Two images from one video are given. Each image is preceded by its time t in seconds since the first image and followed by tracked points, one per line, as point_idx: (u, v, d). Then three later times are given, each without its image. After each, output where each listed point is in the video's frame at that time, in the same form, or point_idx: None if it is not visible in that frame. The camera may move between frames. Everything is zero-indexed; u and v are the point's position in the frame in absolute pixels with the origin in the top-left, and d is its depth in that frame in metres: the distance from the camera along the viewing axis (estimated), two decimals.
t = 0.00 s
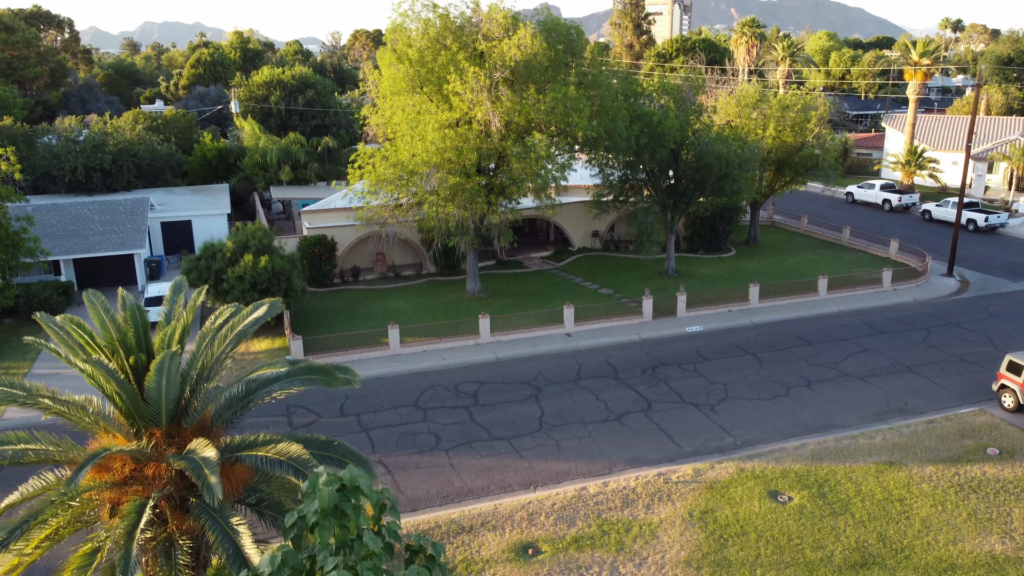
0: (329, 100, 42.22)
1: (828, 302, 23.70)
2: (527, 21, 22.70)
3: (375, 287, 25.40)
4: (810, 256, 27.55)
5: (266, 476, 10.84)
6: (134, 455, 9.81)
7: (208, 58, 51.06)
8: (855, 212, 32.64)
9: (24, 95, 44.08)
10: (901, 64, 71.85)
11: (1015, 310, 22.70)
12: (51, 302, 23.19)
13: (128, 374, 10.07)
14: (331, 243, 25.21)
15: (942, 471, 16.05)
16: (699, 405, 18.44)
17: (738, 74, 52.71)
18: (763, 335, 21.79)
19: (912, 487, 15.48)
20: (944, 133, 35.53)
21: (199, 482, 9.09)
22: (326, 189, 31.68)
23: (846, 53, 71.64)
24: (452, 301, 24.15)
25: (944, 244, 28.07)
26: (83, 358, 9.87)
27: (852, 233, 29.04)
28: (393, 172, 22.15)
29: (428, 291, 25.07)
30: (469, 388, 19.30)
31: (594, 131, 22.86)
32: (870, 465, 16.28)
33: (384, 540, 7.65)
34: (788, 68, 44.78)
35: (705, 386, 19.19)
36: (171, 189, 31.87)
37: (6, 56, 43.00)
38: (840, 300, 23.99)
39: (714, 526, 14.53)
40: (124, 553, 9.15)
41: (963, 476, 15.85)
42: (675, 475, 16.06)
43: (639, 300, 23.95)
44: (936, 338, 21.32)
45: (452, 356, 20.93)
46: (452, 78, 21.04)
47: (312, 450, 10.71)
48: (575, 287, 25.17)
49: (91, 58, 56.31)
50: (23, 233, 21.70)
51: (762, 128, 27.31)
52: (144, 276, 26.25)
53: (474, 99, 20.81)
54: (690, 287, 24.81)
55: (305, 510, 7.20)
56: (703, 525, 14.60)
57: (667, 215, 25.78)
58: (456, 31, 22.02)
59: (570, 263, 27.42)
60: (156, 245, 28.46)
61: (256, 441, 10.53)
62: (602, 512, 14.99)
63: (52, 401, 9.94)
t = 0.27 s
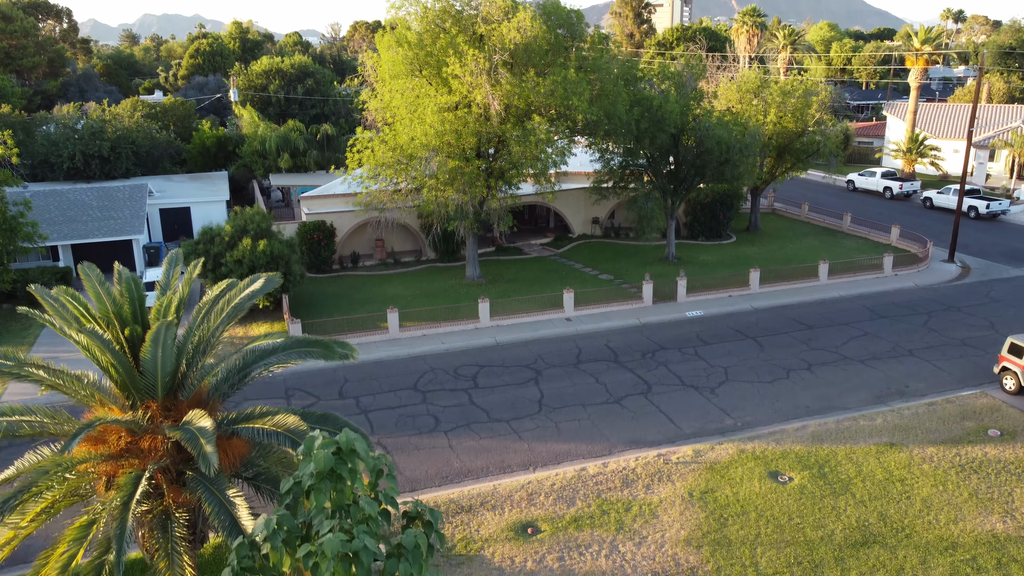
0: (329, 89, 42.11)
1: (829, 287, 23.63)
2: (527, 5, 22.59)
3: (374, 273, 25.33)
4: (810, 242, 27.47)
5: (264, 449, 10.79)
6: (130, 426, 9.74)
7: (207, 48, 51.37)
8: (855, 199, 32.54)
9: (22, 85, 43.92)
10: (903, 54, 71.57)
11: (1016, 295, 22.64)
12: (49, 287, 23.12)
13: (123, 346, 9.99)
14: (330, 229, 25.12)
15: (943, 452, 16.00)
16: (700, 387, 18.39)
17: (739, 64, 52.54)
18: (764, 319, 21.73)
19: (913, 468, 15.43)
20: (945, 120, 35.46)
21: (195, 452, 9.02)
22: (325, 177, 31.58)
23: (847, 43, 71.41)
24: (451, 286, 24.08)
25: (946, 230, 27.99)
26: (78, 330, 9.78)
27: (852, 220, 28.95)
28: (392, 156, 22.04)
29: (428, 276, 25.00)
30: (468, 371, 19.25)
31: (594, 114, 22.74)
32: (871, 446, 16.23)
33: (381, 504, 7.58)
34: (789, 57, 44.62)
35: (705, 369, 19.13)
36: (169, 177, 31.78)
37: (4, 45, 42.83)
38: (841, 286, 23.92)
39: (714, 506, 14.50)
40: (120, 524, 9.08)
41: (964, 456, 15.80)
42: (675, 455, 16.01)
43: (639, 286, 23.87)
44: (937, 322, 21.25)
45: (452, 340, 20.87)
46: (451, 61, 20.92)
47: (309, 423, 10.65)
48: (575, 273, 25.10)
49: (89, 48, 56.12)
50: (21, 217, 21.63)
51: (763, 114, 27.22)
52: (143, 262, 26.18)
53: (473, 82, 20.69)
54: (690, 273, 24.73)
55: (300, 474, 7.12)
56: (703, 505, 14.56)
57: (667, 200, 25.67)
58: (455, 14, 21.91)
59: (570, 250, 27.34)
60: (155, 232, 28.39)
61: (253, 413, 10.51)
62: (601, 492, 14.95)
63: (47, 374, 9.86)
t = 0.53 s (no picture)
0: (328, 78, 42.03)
1: (829, 273, 23.56)
2: None
3: (373, 259, 25.26)
4: (811, 229, 27.39)
5: (260, 422, 10.75)
6: (124, 397, 9.68)
7: (206, 38, 51.41)
8: (856, 187, 32.44)
9: (21, 75, 43.78)
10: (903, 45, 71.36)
11: (1017, 280, 22.56)
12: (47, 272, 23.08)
13: (118, 317, 9.93)
14: (329, 215, 25.03)
15: (944, 433, 15.95)
16: (700, 370, 18.35)
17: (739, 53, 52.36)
18: (764, 304, 21.66)
19: (914, 448, 15.40)
20: (946, 108, 35.37)
21: (190, 421, 8.97)
22: (324, 164, 31.49)
23: (848, 34, 71.16)
24: (451, 271, 24.01)
25: (946, 217, 27.90)
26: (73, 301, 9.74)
27: (853, 206, 28.85)
28: (391, 140, 21.90)
29: (428, 262, 24.96)
30: (468, 354, 19.20)
31: (594, 98, 22.66)
32: (872, 427, 16.18)
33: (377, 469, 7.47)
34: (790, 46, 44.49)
35: (705, 352, 19.08)
36: (168, 164, 31.69)
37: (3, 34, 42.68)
38: (842, 271, 23.84)
39: (714, 485, 14.45)
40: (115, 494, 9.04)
41: (965, 437, 15.75)
42: (676, 436, 15.96)
43: (639, 271, 23.79)
44: (938, 307, 21.19)
45: (451, 323, 20.82)
46: (450, 44, 20.83)
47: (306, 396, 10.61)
48: (575, 259, 25.04)
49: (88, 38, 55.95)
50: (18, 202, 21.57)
51: (764, 100, 27.16)
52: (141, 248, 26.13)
53: (472, 64, 20.60)
54: (690, 258, 24.64)
55: (295, 438, 6.97)
56: (703, 484, 14.52)
57: (668, 185, 25.56)
58: None
59: (570, 236, 27.26)
60: (153, 219, 28.33)
61: (248, 385, 10.48)
62: (601, 472, 14.89)
63: (41, 346, 9.79)
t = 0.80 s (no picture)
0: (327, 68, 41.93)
1: (830, 258, 23.49)
2: None
3: (373, 245, 25.21)
4: (812, 216, 27.32)
5: (257, 395, 10.68)
6: (120, 368, 9.59)
7: (205, 28, 51.29)
8: (857, 174, 32.36)
9: (20, 64, 43.67)
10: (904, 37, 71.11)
11: (1019, 265, 22.48)
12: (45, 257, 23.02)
13: (113, 287, 9.84)
14: (329, 201, 24.94)
15: (945, 414, 15.88)
16: (700, 352, 18.29)
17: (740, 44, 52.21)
18: (764, 288, 21.59)
19: (915, 429, 15.35)
20: (948, 97, 35.35)
21: (186, 390, 8.92)
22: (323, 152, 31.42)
23: (849, 25, 70.92)
24: (450, 257, 23.96)
25: (948, 204, 27.82)
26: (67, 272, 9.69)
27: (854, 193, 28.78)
28: (390, 123, 21.80)
29: (427, 248, 24.88)
30: (467, 337, 19.14)
31: (594, 82, 22.56)
32: (872, 408, 16.13)
33: (374, 434, 7.40)
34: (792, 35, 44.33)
35: (705, 335, 19.03)
36: (166, 152, 31.62)
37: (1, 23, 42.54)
38: (842, 256, 23.77)
39: (714, 465, 14.39)
40: (111, 464, 8.98)
41: (966, 418, 15.69)
42: (675, 417, 15.89)
43: (639, 257, 23.71)
44: (939, 291, 21.12)
45: (450, 307, 20.77)
46: (450, 26, 20.72)
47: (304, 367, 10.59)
48: (575, 245, 24.96)
49: (86, 29, 55.80)
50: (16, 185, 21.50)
51: (765, 85, 27.11)
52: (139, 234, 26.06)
53: (472, 47, 20.49)
54: (691, 244, 24.56)
55: (291, 400, 6.93)
56: (703, 464, 14.47)
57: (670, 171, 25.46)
58: None
59: (570, 223, 27.20)
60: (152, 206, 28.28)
61: (245, 356, 10.48)
62: (601, 452, 14.84)
63: (36, 317, 9.71)
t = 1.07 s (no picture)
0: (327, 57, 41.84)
1: (831, 243, 23.41)
2: None
3: (373, 230, 25.14)
4: (812, 202, 27.24)
5: (255, 367, 10.62)
6: (115, 338, 9.50)
7: (204, 18, 51.18)
8: (859, 162, 32.29)
9: (18, 53, 43.57)
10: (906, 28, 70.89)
11: (1021, 250, 22.39)
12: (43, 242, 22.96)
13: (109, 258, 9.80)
14: (328, 186, 24.84)
15: (946, 394, 15.82)
16: (700, 335, 18.23)
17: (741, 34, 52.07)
18: (765, 272, 21.52)
19: (916, 409, 15.29)
20: (950, 85, 35.54)
21: (182, 358, 8.85)
22: (322, 139, 31.34)
23: (850, 16, 70.71)
24: (450, 242, 23.89)
25: (949, 190, 27.73)
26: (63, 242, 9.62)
27: (855, 179, 28.70)
28: (389, 107, 21.70)
29: (427, 233, 24.81)
30: (467, 320, 19.08)
31: (594, 65, 22.48)
32: (874, 388, 16.07)
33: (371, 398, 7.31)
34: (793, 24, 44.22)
35: (706, 318, 18.97)
36: (165, 138, 31.56)
37: None
38: (843, 242, 23.69)
39: (714, 444, 14.34)
40: (106, 433, 8.91)
41: (967, 398, 15.63)
42: (676, 398, 15.84)
43: (639, 242, 23.63)
44: (941, 275, 21.04)
45: (450, 291, 20.70)
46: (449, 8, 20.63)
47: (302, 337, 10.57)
48: (575, 230, 24.86)
49: (85, 19, 55.66)
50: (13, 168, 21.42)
51: (766, 71, 27.14)
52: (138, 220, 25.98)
53: (471, 29, 20.41)
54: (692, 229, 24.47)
55: (287, 362, 6.85)
56: (703, 443, 14.41)
57: (670, 156, 25.35)
58: None
59: (570, 209, 27.12)
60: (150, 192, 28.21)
61: (242, 327, 10.50)
62: (601, 431, 14.79)
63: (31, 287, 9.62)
